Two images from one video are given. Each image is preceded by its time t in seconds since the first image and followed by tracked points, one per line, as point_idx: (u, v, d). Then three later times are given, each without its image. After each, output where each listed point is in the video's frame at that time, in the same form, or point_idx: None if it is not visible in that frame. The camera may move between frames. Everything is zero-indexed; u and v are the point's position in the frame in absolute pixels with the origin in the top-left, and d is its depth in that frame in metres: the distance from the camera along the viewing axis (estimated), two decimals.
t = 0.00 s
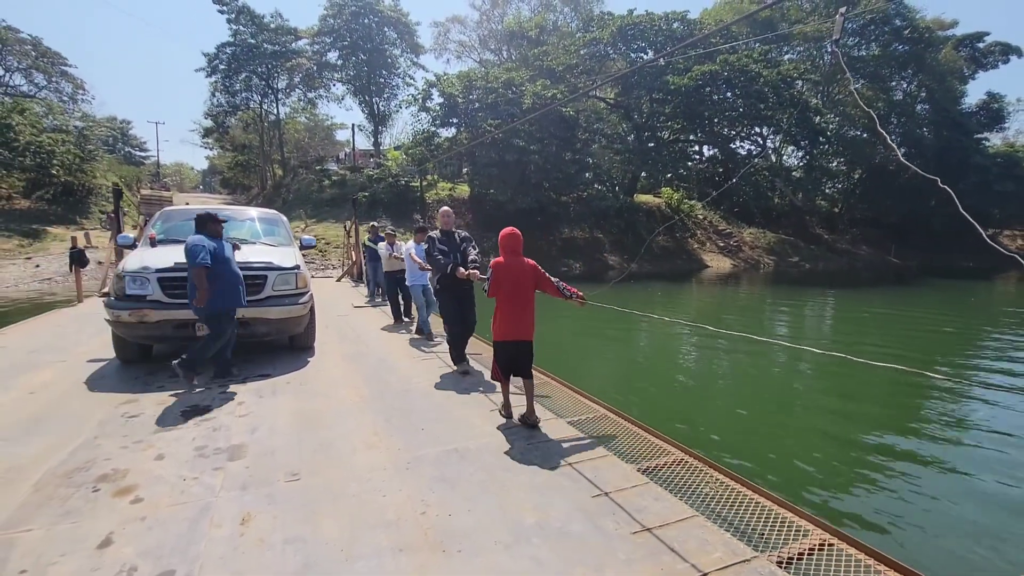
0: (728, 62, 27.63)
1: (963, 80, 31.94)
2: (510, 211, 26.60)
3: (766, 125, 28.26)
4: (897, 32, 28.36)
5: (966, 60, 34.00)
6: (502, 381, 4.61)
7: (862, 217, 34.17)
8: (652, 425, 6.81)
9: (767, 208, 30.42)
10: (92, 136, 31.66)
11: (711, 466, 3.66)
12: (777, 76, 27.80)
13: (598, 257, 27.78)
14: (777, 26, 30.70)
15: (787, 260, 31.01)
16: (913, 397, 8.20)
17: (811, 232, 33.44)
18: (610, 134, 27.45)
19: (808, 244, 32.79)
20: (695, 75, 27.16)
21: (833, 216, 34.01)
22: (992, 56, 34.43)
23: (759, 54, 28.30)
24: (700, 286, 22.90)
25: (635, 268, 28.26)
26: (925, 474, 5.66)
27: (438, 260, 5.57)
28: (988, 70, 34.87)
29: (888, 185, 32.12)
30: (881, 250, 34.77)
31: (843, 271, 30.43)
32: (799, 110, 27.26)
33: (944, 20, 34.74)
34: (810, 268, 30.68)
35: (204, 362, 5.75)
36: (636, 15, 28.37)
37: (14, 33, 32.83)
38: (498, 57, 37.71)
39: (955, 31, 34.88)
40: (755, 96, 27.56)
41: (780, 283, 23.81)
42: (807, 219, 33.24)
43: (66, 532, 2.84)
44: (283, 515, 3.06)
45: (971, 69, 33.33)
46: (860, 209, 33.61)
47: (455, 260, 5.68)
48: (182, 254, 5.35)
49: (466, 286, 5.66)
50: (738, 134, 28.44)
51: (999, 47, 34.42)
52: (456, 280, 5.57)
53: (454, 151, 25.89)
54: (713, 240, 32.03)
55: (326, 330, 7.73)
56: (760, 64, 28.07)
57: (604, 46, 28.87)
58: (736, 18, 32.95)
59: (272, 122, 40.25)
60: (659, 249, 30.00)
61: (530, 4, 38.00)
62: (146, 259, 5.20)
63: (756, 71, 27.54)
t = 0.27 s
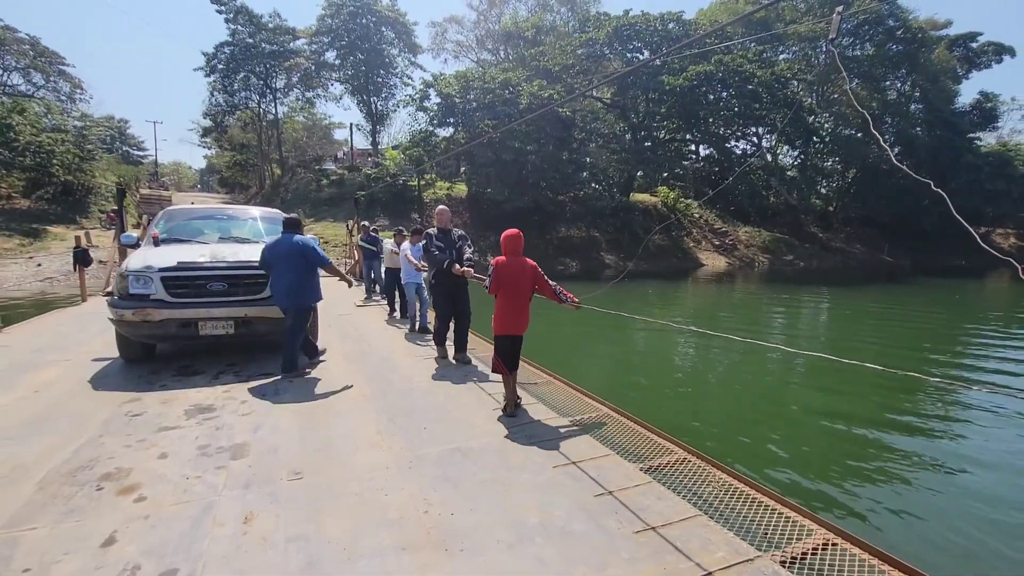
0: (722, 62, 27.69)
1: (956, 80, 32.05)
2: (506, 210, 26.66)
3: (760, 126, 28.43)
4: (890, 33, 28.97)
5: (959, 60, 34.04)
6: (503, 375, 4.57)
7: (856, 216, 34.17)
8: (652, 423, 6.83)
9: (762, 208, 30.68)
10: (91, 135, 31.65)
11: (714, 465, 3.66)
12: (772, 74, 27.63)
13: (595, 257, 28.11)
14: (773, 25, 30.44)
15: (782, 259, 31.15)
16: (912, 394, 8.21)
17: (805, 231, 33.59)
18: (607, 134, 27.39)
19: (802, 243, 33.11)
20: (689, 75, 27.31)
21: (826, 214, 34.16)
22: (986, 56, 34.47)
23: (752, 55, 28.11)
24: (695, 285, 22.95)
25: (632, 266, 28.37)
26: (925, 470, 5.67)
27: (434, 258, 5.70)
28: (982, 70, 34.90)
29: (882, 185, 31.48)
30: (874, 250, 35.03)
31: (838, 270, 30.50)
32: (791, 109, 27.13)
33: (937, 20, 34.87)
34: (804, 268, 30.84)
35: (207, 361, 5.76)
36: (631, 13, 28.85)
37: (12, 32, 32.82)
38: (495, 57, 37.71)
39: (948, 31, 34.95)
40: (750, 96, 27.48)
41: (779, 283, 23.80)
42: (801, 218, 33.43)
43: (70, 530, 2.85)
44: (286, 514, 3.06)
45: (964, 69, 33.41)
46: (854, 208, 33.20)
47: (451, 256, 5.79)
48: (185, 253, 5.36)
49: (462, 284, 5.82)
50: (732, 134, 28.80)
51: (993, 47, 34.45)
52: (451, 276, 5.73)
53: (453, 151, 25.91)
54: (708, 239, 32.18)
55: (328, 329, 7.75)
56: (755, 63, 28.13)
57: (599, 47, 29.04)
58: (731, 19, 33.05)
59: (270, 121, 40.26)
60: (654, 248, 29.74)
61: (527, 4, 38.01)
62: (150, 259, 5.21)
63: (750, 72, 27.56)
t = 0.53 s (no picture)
0: (714, 63, 27.60)
1: (948, 80, 32.19)
2: (502, 210, 26.84)
3: (754, 126, 28.42)
4: (880, 34, 28.86)
5: (950, 60, 34.09)
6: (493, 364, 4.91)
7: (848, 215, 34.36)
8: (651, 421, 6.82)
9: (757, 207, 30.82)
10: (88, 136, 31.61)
11: (716, 465, 3.66)
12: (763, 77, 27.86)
13: (590, 255, 27.96)
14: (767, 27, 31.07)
15: (774, 258, 31.14)
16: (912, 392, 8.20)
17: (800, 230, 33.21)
18: (601, 134, 27.96)
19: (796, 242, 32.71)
20: (683, 76, 26.99)
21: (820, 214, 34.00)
22: (977, 57, 34.60)
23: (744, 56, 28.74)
24: (691, 284, 22.95)
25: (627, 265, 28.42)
26: (926, 467, 5.66)
27: (423, 256, 6.05)
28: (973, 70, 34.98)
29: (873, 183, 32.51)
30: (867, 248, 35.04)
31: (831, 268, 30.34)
32: (782, 110, 28.14)
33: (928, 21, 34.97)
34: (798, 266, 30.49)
35: (209, 361, 5.76)
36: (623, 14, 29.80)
37: (8, 33, 32.75)
38: (491, 58, 37.74)
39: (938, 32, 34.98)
40: (742, 97, 27.63)
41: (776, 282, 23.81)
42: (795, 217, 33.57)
43: (71, 530, 2.85)
44: (287, 514, 3.06)
45: (955, 69, 33.52)
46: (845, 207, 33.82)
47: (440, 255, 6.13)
48: (186, 254, 5.36)
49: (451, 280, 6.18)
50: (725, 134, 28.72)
51: (983, 47, 34.58)
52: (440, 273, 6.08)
53: (451, 151, 25.93)
54: (703, 238, 31.95)
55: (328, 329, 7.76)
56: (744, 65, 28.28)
57: (595, 48, 28.83)
58: (725, 20, 33.11)
59: (266, 121, 40.24)
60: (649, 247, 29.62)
61: (522, 5, 37.99)
62: (151, 259, 5.21)
63: (742, 73, 27.61)
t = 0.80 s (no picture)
0: (707, 68, 27.41)
1: (939, 83, 32.49)
2: (498, 212, 27.00)
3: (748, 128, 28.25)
4: (873, 38, 28.65)
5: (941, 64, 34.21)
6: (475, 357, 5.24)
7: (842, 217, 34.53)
8: (650, 420, 6.84)
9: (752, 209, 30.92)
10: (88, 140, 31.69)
11: (718, 468, 3.68)
12: (757, 79, 27.55)
13: (586, 258, 28.02)
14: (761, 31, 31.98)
15: (770, 259, 31.08)
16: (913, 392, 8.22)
17: (793, 232, 33.72)
18: (595, 137, 27.61)
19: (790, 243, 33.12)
20: (678, 80, 26.96)
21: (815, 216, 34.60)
22: (968, 60, 34.72)
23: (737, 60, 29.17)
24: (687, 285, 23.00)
25: (623, 267, 28.27)
26: (927, 467, 5.66)
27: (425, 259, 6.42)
28: (965, 73, 35.11)
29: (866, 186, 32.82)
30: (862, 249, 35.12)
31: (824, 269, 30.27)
32: (775, 112, 27.86)
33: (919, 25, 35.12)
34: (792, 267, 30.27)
35: (212, 364, 5.78)
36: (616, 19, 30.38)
37: (7, 37, 32.85)
38: (489, 62, 37.90)
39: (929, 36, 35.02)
40: (735, 101, 27.37)
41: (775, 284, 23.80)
42: (789, 219, 33.70)
43: (75, 532, 2.86)
44: (290, 516, 3.07)
45: (946, 72, 33.71)
46: (840, 209, 34.27)
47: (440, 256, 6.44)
48: (189, 257, 5.38)
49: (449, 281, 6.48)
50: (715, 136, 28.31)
51: (974, 50, 34.74)
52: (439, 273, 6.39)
53: (449, 154, 25.97)
54: (699, 239, 32.23)
55: (330, 332, 7.76)
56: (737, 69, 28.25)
57: (592, 52, 28.80)
58: (720, 25, 33.22)
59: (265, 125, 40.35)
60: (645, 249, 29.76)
61: (519, 10, 38.13)
62: (154, 262, 5.23)
63: (736, 77, 27.27)
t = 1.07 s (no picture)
0: (700, 70, 27.83)
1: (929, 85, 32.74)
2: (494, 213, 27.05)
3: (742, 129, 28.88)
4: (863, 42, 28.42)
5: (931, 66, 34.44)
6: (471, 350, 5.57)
7: (834, 216, 34.68)
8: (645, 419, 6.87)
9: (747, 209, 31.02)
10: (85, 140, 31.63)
11: (719, 467, 3.70)
12: (750, 82, 28.44)
13: (581, 258, 27.95)
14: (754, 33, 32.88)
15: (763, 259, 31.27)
16: (910, 390, 8.25)
17: (785, 232, 33.84)
18: (589, 138, 27.44)
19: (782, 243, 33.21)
20: (672, 82, 27.42)
21: (807, 216, 34.42)
22: (958, 62, 34.91)
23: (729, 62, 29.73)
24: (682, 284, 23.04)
25: (618, 267, 28.20)
26: (926, 465, 5.67)
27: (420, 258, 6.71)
28: (955, 75, 35.29)
29: (858, 186, 32.93)
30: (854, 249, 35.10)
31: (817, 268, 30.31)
32: (767, 114, 28.68)
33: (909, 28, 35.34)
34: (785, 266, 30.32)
35: (213, 364, 5.79)
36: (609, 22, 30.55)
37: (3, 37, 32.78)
38: (485, 63, 37.98)
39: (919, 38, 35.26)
40: (727, 102, 27.93)
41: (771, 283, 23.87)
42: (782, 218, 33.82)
43: (79, 531, 2.87)
44: (292, 516, 3.08)
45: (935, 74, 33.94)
46: (832, 209, 34.24)
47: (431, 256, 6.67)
48: (191, 257, 5.39)
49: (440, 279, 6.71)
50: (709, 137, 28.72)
51: (965, 52, 34.90)
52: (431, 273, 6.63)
53: (445, 155, 25.98)
54: (694, 240, 31.83)
55: (331, 332, 7.78)
56: (730, 71, 28.95)
57: (586, 54, 28.87)
58: (713, 27, 33.30)
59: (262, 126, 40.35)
60: (640, 249, 29.70)
61: (515, 12, 38.15)
62: (156, 262, 5.24)
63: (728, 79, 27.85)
